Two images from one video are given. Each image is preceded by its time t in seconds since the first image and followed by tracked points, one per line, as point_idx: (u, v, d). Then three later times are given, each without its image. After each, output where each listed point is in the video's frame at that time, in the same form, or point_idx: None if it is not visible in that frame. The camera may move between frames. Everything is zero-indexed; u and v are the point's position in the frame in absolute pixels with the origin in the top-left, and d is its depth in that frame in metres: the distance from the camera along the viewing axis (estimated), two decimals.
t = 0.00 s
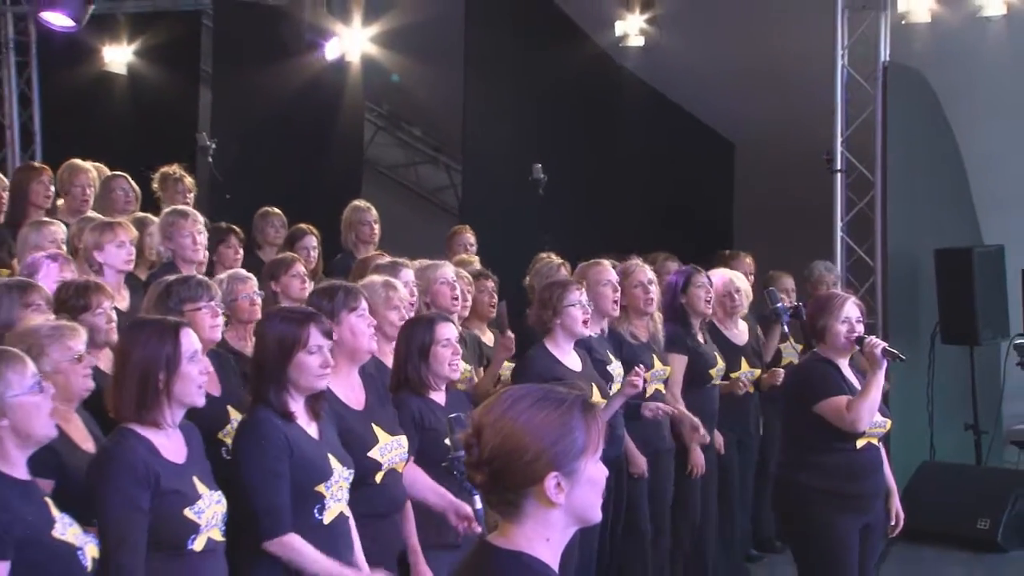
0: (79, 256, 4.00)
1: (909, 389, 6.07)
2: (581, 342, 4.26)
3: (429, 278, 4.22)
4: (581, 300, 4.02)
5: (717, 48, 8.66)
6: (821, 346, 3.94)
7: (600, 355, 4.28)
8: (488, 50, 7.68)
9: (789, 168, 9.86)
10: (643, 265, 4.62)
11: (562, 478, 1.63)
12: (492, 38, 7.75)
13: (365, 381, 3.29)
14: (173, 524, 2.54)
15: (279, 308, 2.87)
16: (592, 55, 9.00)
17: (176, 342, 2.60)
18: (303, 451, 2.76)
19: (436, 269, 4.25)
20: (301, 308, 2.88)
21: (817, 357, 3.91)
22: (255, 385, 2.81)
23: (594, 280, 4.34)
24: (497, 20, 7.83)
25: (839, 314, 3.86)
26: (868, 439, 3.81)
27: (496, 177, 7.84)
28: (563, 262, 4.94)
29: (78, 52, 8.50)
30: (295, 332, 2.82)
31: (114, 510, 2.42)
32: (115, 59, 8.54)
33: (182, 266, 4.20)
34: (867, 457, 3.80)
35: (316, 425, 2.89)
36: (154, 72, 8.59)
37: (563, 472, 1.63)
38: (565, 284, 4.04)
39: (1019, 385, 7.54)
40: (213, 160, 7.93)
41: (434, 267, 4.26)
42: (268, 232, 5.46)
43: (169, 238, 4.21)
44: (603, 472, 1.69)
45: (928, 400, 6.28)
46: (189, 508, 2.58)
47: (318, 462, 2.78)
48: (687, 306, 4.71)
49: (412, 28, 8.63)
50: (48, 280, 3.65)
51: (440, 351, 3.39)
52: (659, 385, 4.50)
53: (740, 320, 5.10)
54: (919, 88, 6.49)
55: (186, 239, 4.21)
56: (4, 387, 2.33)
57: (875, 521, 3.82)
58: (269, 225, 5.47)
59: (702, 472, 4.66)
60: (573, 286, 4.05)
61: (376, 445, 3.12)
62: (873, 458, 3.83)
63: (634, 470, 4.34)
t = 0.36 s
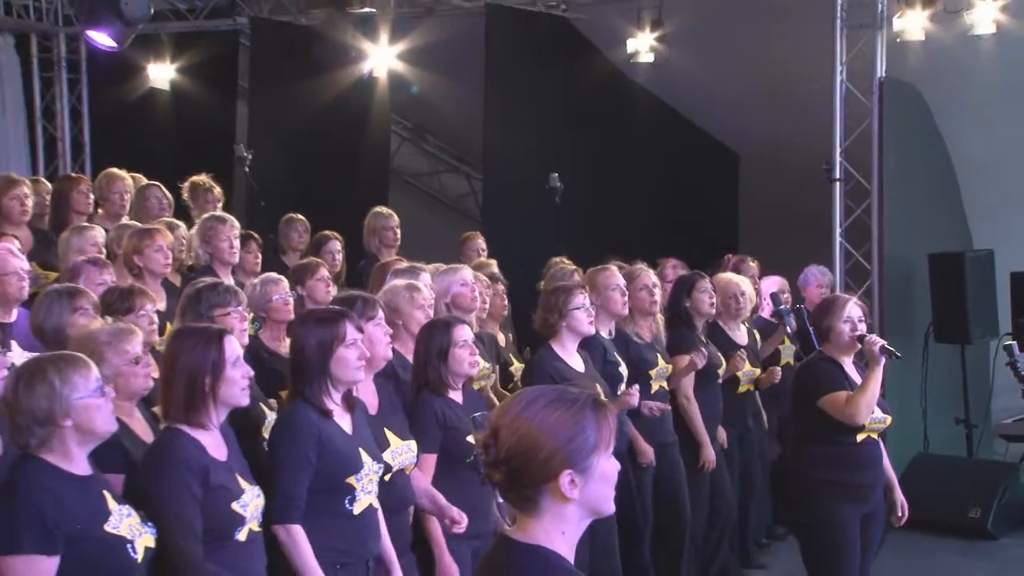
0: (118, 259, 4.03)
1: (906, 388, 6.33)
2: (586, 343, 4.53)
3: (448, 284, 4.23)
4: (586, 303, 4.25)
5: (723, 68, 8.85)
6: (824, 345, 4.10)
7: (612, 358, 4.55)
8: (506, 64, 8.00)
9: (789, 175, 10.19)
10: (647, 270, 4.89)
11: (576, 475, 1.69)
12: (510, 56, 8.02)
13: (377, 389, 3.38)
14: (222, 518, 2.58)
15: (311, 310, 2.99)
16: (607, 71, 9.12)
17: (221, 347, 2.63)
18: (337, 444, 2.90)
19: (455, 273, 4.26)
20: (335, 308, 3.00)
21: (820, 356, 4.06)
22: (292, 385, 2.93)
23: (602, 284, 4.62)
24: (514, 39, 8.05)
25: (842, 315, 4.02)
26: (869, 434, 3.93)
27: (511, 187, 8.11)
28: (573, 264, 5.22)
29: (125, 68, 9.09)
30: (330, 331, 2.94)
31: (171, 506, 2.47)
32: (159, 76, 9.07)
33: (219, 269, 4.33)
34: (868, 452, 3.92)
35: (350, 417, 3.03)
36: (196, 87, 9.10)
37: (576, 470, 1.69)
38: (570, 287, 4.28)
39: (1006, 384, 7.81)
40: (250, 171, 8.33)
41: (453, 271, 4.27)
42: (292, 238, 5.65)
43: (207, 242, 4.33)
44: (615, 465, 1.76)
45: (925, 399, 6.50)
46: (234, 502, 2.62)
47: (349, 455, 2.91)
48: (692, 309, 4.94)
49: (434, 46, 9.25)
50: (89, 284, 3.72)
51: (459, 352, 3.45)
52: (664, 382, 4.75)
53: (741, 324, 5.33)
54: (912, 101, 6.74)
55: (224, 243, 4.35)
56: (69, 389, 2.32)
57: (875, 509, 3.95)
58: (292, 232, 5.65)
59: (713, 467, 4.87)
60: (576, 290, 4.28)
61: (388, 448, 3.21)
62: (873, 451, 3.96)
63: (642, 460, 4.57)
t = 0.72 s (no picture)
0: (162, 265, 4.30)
1: (902, 388, 6.58)
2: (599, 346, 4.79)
3: (471, 287, 4.49)
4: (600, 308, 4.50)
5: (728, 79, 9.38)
6: (826, 345, 4.24)
7: (623, 359, 4.80)
8: (524, 81, 8.29)
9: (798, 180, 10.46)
10: (658, 276, 5.16)
11: (596, 480, 1.85)
12: (531, 74, 8.35)
13: (400, 389, 3.56)
14: (270, 503, 2.83)
15: (338, 315, 3.17)
16: (617, 87, 9.54)
17: (263, 345, 2.86)
18: (361, 445, 3.08)
19: (478, 278, 4.53)
20: (359, 315, 3.19)
21: (823, 356, 4.19)
22: (318, 387, 3.11)
23: (615, 289, 4.87)
24: (533, 58, 8.41)
25: (843, 316, 4.15)
26: (868, 430, 4.09)
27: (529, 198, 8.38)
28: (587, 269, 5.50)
29: (167, 84, 9.77)
30: (355, 337, 3.13)
31: (220, 495, 2.71)
32: (200, 91, 9.71)
33: (255, 274, 4.53)
34: (866, 446, 4.09)
35: (371, 419, 3.20)
36: (232, 102, 9.73)
37: (595, 475, 1.85)
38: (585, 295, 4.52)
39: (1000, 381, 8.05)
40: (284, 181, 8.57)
41: (476, 276, 4.55)
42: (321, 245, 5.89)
43: (244, 249, 4.54)
44: (635, 467, 1.91)
45: (920, 398, 6.76)
46: (280, 490, 2.86)
47: (373, 456, 3.10)
48: (700, 313, 5.19)
49: (458, 61, 9.75)
50: (135, 289, 3.97)
51: (484, 352, 3.71)
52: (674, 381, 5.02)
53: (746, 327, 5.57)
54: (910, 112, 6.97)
55: (260, 249, 4.54)
56: (124, 385, 2.54)
57: (874, 502, 4.09)
58: (320, 238, 5.90)
59: (717, 462, 5.13)
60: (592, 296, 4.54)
61: (413, 445, 3.41)
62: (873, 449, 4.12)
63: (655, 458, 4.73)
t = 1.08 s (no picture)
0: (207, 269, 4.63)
1: (901, 389, 6.81)
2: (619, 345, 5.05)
3: (500, 289, 4.77)
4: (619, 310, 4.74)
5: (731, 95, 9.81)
6: (829, 349, 4.49)
7: (636, 358, 5.02)
8: (542, 96, 8.59)
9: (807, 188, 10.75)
10: (674, 278, 5.39)
11: (619, 485, 1.92)
12: (548, 88, 8.68)
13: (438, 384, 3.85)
14: (302, 498, 3.02)
15: (369, 320, 3.34)
16: (631, 101, 9.84)
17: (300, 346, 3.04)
18: (393, 445, 3.31)
19: (505, 280, 4.80)
20: (388, 321, 3.34)
21: (826, 359, 4.44)
22: (352, 390, 3.31)
23: (633, 291, 5.14)
24: (551, 72, 8.74)
25: (846, 321, 4.40)
26: (867, 428, 4.33)
27: (547, 209, 8.63)
28: (601, 271, 5.80)
29: (206, 99, 10.11)
30: (387, 341, 3.30)
31: (256, 489, 2.89)
32: (239, 106, 9.95)
33: (291, 280, 4.81)
34: (866, 443, 4.35)
35: (401, 418, 3.43)
36: (267, 114, 9.94)
37: (619, 481, 1.92)
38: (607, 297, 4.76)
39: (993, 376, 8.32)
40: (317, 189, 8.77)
41: (504, 278, 4.82)
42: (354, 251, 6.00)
43: (282, 256, 4.83)
44: (663, 475, 1.97)
45: (917, 398, 6.99)
46: (314, 484, 3.05)
47: (405, 454, 3.33)
48: (711, 313, 5.46)
49: (481, 75, 10.05)
50: (182, 291, 4.27)
51: (512, 352, 3.97)
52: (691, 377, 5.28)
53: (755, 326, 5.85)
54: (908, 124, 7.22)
55: (297, 257, 4.83)
56: (176, 388, 2.69)
57: (871, 497, 4.36)
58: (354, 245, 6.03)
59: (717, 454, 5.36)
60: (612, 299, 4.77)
61: (450, 436, 3.70)
62: (870, 445, 4.38)
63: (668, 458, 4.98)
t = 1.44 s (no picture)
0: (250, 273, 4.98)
1: (904, 388, 7.09)
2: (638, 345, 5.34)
3: (527, 291, 5.05)
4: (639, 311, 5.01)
5: (745, 108, 10.35)
6: (824, 351, 4.74)
7: (656, 356, 5.31)
8: (561, 108, 8.88)
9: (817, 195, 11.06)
10: (688, 281, 5.71)
11: (643, 479, 2.07)
12: (567, 101, 8.95)
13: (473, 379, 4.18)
14: (337, 491, 3.29)
15: (399, 323, 3.60)
16: (646, 113, 10.22)
17: (335, 350, 3.34)
18: (426, 440, 3.56)
19: (533, 284, 5.07)
20: (416, 322, 3.59)
21: (822, 360, 4.69)
22: (385, 389, 3.56)
23: (651, 293, 5.43)
24: (570, 85, 9.02)
25: (842, 325, 4.66)
26: (863, 425, 4.62)
27: (567, 216, 8.93)
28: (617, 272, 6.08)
29: (245, 113, 10.40)
30: (416, 342, 3.55)
31: (296, 481, 3.17)
32: (275, 119, 10.30)
33: (328, 283, 5.12)
34: (862, 440, 4.62)
35: (434, 413, 3.68)
36: (303, 126, 10.31)
37: (642, 474, 2.07)
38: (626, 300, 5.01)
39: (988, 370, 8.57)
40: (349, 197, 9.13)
41: (532, 282, 5.09)
42: (392, 255, 6.03)
43: (319, 260, 5.14)
44: (687, 468, 2.10)
45: (918, 395, 7.22)
46: (347, 478, 3.33)
47: (437, 447, 3.59)
48: (722, 314, 5.78)
49: (506, 89, 10.63)
50: (227, 294, 4.63)
51: (533, 351, 4.26)
52: (708, 375, 5.55)
53: (762, 325, 6.12)
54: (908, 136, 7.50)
55: (332, 261, 5.13)
56: (219, 389, 2.94)
57: (866, 492, 4.62)
58: (392, 249, 6.05)
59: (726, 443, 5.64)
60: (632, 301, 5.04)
61: (484, 426, 3.99)
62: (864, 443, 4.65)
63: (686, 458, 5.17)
